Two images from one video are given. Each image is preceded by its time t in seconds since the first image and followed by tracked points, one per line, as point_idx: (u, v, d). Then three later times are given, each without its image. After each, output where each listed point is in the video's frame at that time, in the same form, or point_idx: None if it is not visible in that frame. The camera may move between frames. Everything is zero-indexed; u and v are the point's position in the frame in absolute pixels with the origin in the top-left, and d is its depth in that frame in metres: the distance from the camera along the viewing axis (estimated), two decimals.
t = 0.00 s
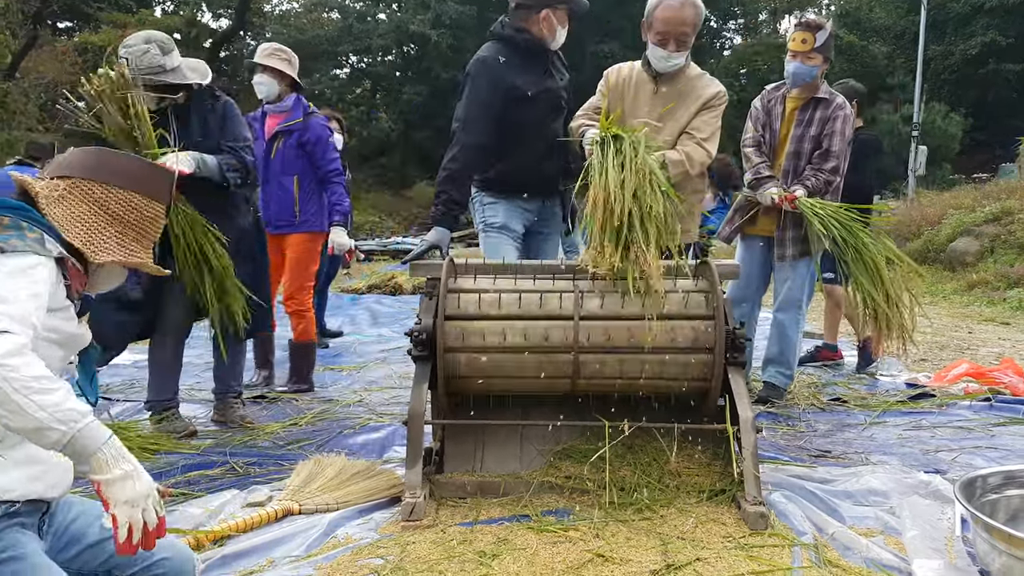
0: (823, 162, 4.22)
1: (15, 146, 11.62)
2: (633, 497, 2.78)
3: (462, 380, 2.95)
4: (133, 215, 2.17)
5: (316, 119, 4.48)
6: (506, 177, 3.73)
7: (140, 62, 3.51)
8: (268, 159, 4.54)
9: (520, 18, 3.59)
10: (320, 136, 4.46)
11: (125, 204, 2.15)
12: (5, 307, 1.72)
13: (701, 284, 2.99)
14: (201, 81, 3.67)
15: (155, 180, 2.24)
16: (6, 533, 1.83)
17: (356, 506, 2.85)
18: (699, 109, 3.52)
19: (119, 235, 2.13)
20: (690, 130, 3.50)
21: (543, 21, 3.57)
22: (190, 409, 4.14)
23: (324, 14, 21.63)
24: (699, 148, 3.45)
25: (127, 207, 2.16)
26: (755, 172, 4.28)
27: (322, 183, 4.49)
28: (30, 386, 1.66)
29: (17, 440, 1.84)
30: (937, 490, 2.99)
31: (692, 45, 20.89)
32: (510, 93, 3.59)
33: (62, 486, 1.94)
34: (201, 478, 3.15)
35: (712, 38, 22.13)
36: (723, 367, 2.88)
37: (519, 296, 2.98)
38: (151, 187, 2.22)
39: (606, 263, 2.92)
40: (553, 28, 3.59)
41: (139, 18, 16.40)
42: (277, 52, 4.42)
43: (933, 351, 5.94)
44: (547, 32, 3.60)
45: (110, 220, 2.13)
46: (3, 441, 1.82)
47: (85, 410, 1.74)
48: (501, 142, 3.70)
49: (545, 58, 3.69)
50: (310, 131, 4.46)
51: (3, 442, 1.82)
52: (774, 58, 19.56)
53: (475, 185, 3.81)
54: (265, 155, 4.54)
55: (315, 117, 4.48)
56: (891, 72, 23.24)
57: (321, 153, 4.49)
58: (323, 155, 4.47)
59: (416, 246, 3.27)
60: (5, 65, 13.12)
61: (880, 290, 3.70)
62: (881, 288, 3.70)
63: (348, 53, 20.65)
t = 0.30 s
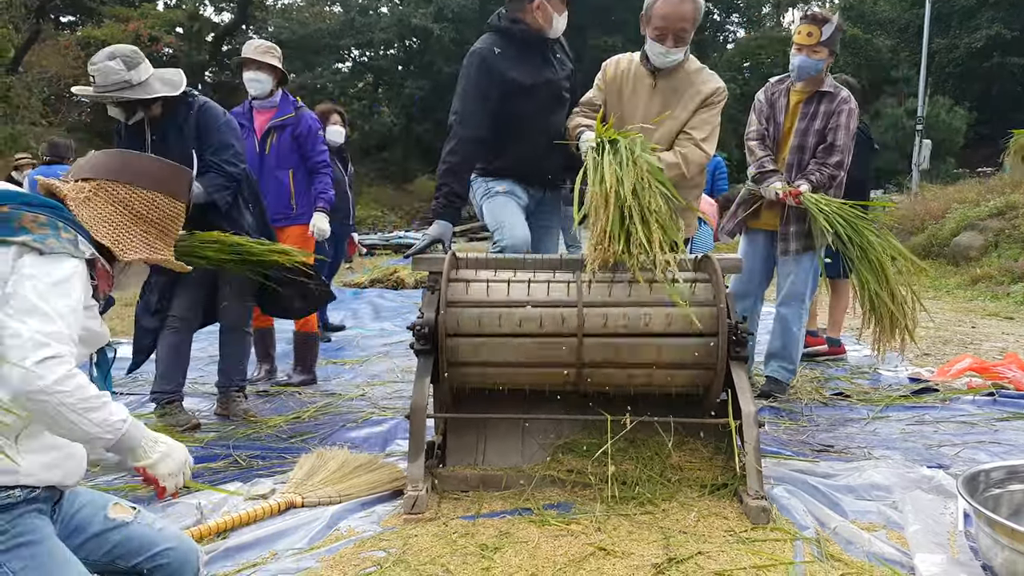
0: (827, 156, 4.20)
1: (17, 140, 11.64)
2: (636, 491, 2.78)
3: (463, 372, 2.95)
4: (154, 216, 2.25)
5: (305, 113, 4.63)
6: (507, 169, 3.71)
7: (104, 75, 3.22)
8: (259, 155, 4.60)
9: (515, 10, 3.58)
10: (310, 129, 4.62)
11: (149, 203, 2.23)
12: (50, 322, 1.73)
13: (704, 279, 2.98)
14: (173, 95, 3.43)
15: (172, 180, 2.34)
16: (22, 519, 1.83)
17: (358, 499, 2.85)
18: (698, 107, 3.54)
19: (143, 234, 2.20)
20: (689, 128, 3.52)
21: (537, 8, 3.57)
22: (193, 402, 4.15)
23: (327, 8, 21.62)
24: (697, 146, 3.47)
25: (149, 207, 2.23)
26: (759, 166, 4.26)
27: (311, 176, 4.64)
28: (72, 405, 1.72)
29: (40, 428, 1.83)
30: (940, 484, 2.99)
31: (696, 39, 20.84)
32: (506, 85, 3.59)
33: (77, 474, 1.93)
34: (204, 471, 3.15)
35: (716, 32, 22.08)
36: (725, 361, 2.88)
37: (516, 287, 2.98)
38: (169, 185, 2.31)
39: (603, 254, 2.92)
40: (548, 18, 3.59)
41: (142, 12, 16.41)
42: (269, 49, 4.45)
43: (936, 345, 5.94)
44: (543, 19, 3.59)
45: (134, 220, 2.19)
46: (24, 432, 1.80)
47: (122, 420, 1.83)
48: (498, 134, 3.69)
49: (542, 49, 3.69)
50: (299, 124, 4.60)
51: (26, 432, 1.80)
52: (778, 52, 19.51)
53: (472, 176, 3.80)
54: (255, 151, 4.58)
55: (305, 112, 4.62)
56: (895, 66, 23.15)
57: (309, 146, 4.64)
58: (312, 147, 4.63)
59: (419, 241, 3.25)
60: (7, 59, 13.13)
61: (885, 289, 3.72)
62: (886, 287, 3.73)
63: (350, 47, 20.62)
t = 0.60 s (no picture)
0: (831, 150, 4.20)
1: (19, 134, 11.60)
2: (638, 484, 2.78)
3: (465, 365, 2.96)
4: (153, 190, 2.30)
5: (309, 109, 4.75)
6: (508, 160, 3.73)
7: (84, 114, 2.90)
8: (268, 149, 4.61)
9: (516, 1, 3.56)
10: (314, 125, 4.76)
11: (143, 180, 2.28)
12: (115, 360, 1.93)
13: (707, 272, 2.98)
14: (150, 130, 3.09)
15: (166, 150, 2.40)
16: (34, 508, 1.85)
17: (362, 492, 2.86)
18: (702, 101, 3.53)
19: (143, 211, 2.27)
20: (690, 124, 3.52)
21: None
22: (197, 395, 4.17)
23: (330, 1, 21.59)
24: (697, 143, 3.48)
25: (145, 183, 2.28)
26: (763, 159, 4.25)
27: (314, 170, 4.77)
28: (120, 421, 1.96)
29: (56, 419, 1.89)
30: (942, 478, 2.99)
31: (700, 32, 20.77)
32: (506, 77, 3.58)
33: (87, 463, 1.98)
34: (209, 463, 3.17)
35: (720, 25, 22.01)
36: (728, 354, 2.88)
37: (520, 281, 2.98)
38: (164, 159, 2.37)
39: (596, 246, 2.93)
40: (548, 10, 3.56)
41: (144, 6, 16.40)
42: (278, 43, 4.49)
43: (939, 339, 5.93)
44: (543, 9, 3.58)
45: (132, 197, 2.25)
46: (42, 421, 1.86)
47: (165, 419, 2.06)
48: (498, 125, 3.69)
49: (544, 41, 3.66)
50: (304, 119, 4.71)
51: (44, 421, 1.86)
52: (783, 45, 19.44)
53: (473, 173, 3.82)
54: (264, 144, 4.58)
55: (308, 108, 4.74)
56: (900, 59, 23.04)
57: (313, 142, 4.77)
58: (316, 142, 4.77)
59: (422, 235, 3.26)
60: (10, 53, 13.05)
61: (888, 286, 3.71)
62: (888, 284, 3.71)
63: (352, 40, 20.56)
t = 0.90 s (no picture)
0: (835, 138, 4.19)
1: (22, 125, 11.61)
2: (642, 472, 2.78)
3: (468, 354, 2.95)
4: (147, 170, 2.36)
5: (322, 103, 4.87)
6: (509, 149, 3.72)
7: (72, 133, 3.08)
8: (289, 140, 4.65)
9: None
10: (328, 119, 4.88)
11: (136, 161, 2.35)
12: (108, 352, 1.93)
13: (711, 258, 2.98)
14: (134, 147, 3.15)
15: (158, 131, 2.45)
16: (36, 499, 1.85)
17: (366, 481, 2.87)
18: (707, 90, 3.52)
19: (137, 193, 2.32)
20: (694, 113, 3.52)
21: None
22: (202, 385, 4.18)
23: None
24: (702, 132, 3.47)
25: (139, 165, 2.35)
26: (766, 147, 4.23)
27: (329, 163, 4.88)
28: (108, 415, 1.95)
29: (55, 409, 1.89)
30: (947, 465, 2.99)
31: (704, 20, 20.65)
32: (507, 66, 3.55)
33: (88, 454, 1.99)
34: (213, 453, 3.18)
35: (724, 13, 21.90)
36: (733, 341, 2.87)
37: (523, 271, 2.96)
38: (160, 142, 2.44)
39: (592, 236, 2.94)
40: None
41: None
42: (293, 34, 4.55)
43: (944, 327, 5.91)
44: None
45: (125, 180, 2.31)
46: (41, 412, 1.86)
47: (163, 419, 2.05)
48: (499, 113, 3.68)
49: (544, 29, 3.64)
50: (319, 113, 4.82)
51: (43, 411, 1.86)
52: (786, 32, 19.36)
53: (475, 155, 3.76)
54: (284, 135, 4.63)
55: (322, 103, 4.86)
56: (905, 47, 22.92)
57: (326, 135, 4.88)
58: (329, 137, 4.89)
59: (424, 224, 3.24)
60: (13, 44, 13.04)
61: (892, 273, 3.70)
62: (892, 271, 3.71)
63: (354, 30, 20.51)
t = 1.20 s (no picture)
0: (837, 134, 4.17)
1: (25, 123, 11.63)
2: (645, 469, 2.78)
3: (472, 351, 2.94)
4: (141, 160, 2.30)
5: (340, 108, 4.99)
6: (511, 147, 3.71)
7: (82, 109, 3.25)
8: (313, 141, 4.72)
9: None
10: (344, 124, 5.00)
11: (130, 151, 2.29)
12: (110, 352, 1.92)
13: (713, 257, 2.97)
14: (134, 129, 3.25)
15: (152, 120, 2.40)
16: (40, 496, 1.86)
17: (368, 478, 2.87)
18: (709, 88, 3.51)
19: (133, 183, 2.26)
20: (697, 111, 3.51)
21: None
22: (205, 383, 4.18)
23: None
24: (705, 131, 3.47)
25: (134, 155, 2.29)
26: (769, 144, 4.21)
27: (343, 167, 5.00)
28: (112, 412, 1.94)
29: (58, 407, 1.89)
30: (950, 462, 2.98)
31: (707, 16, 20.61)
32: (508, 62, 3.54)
33: (91, 452, 1.99)
34: (216, 450, 3.19)
35: (726, 9, 21.85)
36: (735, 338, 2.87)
37: (525, 268, 2.96)
38: (151, 130, 2.37)
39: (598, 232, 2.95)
40: None
41: None
42: (321, 37, 4.68)
43: (948, 324, 5.90)
44: None
45: (121, 171, 2.25)
46: (44, 409, 1.86)
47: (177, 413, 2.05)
48: (493, 108, 3.69)
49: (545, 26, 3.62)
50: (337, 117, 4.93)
51: (47, 408, 1.87)
52: (789, 29, 19.32)
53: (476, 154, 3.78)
54: (310, 136, 4.70)
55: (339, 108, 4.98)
56: (908, 43, 22.85)
57: (341, 139, 5.00)
58: (342, 142, 5.01)
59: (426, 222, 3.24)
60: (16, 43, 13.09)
61: (894, 271, 3.68)
62: (895, 269, 3.69)
63: (357, 27, 20.51)
